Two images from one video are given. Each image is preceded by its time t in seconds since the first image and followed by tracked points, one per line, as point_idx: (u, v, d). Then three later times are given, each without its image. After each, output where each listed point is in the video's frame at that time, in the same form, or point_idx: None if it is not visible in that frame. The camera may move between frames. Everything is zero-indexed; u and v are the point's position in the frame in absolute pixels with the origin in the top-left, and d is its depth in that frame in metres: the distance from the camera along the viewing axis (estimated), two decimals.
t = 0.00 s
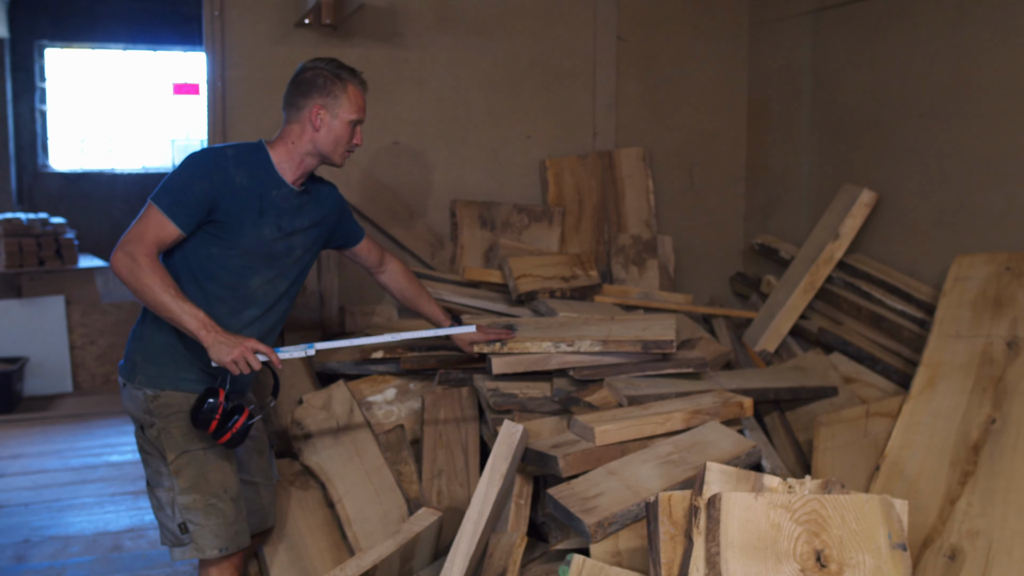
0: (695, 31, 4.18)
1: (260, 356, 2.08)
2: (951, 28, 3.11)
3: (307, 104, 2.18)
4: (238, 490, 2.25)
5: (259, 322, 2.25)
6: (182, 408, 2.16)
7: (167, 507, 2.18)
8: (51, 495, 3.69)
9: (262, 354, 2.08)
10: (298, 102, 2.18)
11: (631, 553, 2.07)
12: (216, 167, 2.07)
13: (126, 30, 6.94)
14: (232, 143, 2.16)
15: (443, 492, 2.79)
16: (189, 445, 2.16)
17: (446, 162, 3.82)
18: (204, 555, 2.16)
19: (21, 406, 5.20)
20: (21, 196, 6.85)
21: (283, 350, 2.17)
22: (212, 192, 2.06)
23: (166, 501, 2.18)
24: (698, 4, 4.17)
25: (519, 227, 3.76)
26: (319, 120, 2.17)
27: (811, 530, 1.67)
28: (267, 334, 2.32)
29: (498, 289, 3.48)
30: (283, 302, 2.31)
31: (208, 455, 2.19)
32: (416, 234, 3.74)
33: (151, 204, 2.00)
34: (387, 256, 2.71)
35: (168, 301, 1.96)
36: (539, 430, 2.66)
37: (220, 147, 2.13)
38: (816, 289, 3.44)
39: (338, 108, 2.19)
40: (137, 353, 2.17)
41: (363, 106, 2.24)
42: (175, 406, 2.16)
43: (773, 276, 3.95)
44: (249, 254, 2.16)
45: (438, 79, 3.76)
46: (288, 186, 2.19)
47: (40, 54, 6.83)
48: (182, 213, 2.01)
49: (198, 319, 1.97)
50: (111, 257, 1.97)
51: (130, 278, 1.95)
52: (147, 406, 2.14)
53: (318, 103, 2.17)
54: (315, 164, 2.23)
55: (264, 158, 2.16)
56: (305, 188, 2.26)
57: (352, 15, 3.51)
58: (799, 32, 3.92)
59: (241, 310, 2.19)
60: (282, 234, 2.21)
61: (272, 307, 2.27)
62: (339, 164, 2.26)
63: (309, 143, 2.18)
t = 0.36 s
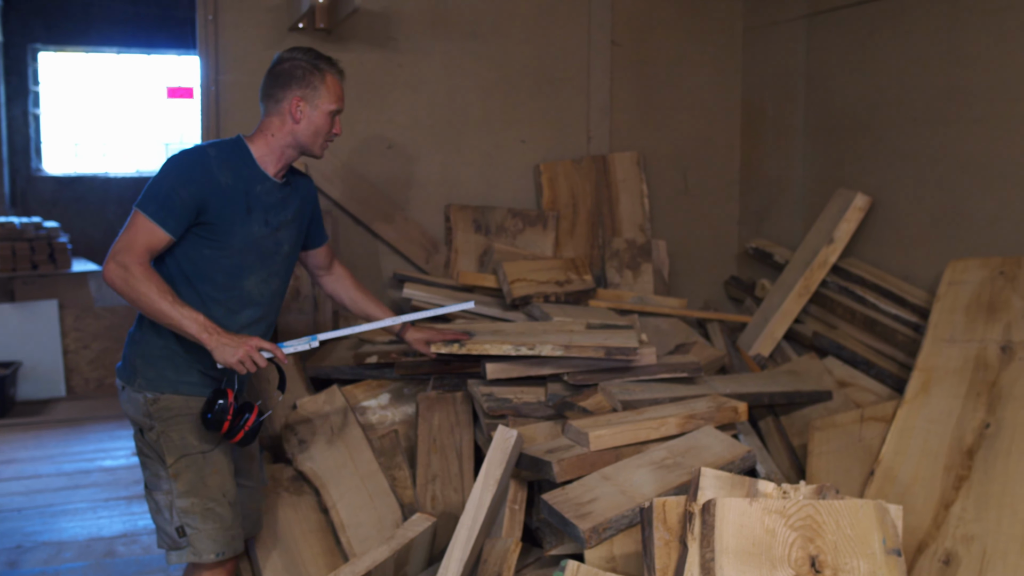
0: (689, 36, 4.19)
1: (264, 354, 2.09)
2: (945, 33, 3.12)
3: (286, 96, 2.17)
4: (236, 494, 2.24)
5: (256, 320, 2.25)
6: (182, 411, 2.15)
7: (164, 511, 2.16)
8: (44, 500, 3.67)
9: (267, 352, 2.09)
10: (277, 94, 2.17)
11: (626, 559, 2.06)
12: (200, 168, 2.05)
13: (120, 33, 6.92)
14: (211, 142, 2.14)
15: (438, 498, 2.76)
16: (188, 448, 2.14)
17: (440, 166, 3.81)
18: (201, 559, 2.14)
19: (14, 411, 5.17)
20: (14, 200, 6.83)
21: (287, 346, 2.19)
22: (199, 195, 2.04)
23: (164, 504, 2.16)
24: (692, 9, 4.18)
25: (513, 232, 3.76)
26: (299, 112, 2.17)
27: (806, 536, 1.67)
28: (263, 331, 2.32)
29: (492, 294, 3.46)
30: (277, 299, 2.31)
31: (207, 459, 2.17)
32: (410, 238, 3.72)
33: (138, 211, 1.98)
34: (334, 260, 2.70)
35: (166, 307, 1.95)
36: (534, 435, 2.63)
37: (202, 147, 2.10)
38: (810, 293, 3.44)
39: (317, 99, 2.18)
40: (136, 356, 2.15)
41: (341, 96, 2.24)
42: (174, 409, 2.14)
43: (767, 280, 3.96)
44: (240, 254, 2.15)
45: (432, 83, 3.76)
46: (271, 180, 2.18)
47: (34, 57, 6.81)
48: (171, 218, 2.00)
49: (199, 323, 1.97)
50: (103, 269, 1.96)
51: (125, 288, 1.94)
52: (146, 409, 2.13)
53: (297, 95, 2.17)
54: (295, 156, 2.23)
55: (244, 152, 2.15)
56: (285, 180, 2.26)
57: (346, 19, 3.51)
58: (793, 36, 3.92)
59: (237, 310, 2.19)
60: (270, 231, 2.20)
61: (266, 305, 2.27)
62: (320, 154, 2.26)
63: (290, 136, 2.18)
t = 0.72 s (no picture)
0: (684, 39, 4.19)
1: (269, 350, 2.08)
2: (938, 37, 3.13)
3: (268, 91, 2.16)
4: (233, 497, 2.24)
5: (250, 317, 2.25)
6: (181, 414, 2.13)
7: (162, 514, 2.16)
8: (37, 504, 3.64)
9: (271, 348, 2.09)
10: (259, 89, 2.17)
11: (621, 562, 2.05)
12: (190, 168, 2.04)
13: (114, 36, 6.90)
14: (196, 140, 2.12)
15: (433, 501, 2.74)
16: (186, 452, 2.14)
17: (435, 169, 3.81)
18: (200, 562, 2.14)
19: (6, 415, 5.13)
20: (7, 203, 6.80)
21: (291, 338, 2.15)
22: (191, 195, 2.03)
23: (162, 508, 2.15)
24: (687, 12, 4.18)
25: (508, 235, 3.76)
26: (283, 106, 2.17)
27: (802, 539, 1.66)
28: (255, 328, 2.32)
29: (487, 297, 3.46)
30: (269, 295, 2.31)
31: (206, 463, 2.16)
32: (405, 240, 3.70)
33: (130, 215, 1.96)
34: (304, 267, 2.71)
35: (167, 309, 1.94)
36: (529, 439, 2.62)
37: (189, 147, 2.08)
38: (805, 296, 3.44)
39: (300, 93, 2.19)
40: (134, 358, 2.12)
41: (322, 90, 2.25)
42: (174, 413, 2.13)
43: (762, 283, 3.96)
44: (234, 251, 2.14)
45: (426, 86, 3.75)
46: (258, 177, 2.18)
47: (27, 60, 6.80)
48: (164, 220, 1.98)
49: (202, 324, 1.96)
50: (99, 275, 1.93)
51: (122, 293, 1.92)
52: (145, 413, 2.11)
53: (280, 89, 2.17)
54: (278, 150, 2.23)
55: (229, 149, 2.14)
56: (268, 175, 2.26)
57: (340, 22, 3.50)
58: (787, 40, 3.93)
59: (233, 310, 2.19)
60: (260, 227, 2.20)
61: (258, 302, 2.27)
62: (302, 149, 2.26)
63: (274, 130, 2.18)
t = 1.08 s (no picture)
0: (680, 41, 4.20)
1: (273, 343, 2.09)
2: (934, 39, 3.14)
3: (245, 84, 2.15)
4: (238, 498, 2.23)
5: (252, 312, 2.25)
6: (186, 414, 2.13)
7: (167, 515, 2.14)
8: (32, 507, 3.63)
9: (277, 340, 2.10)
10: (237, 83, 2.16)
11: (619, 564, 2.05)
12: (178, 169, 2.02)
13: (110, 38, 6.89)
14: (181, 141, 2.10)
15: (429, 503, 2.75)
16: (191, 452, 2.13)
17: (431, 171, 3.80)
18: (205, 563, 2.13)
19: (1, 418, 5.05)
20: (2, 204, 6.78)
21: (296, 329, 2.19)
22: (182, 196, 2.02)
23: (167, 509, 2.14)
24: (683, 14, 4.19)
25: (505, 236, 3.75)
26: (259, 99, 2.15)
27: (800, 540, 1.66)
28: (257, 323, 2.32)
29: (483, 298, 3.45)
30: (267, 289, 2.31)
31: (211, 463, 2.16)
32: (401, 242, 3.69)
33: (124, 222, 1.95)
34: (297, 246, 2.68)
35: (170, 312, 1.93)
36: (526, 440, 2.65)
37: (175, 148, 2.07)
38: (802, 298, 3.44)
39: (277, 85, 2.16)
40: (138, 359, 2.12)
41: (303, 80, 2.22)
42: (179, 413, 2.13)
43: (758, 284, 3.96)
44: (230, 249, 2.14)
45: (422, 88, 3.75)
46: (244, 171, 2.17)
47: (23, 62, 6.78)
48: (158, 223, 1.97)
49: (206, 323, 1.96)
50: (98, 285, 1.92)
51: (124, 300, 1.91)
52: (150, 413, 2.10)
53: (256, 82, 2.15)
54: (262, 144, 2.21)
55: (213, 145, 2.13)
56: (256, 169, 2.25)
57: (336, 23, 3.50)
58: (783, 41, 3.93)
59: (234, 307, 2.18)
60: (254, 222, 2.19)
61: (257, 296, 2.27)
62: (286, 141, 2.24)
63: (254, 124, 2.16)
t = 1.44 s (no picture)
0: (677, 41, 4.20)
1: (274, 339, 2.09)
2: (929, 40, 3.15)
3: (235, 81, 2.14)
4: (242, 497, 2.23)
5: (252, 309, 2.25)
6: (192, 414, 2.13)
7: (172, 514, 2.13)
8: (27, 508, 3.61)
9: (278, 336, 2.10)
10: (227, 80, 2.15)
11: (615, 564, 2.05)
12: (172, 171, 2.02)
13: (106, 38, 6.87)
14: (175, 141, 2.09)
15: (425, 504, 2.74)
16: (197, 451, 2.13)
17: (426, 171, 3.79)
18: (210, 562, 2.13)
19: None
20: None
21: (296, 326, 2.19)
22: (177, 197, 2.01)
23: (172, 508, 2.13)
24: (679, 15, 4.19)
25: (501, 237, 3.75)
26: (249, 95, 2.14)
27: (795, 540, 1.66)
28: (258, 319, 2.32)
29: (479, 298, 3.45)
30: (267, 284, 2.31)
31: (216, 462, 2.16)
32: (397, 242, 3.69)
33: (119, 226, 1.94)
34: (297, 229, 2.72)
35: (169, 313, 1.94)
36: (522, 440, 2.65)
37: (168, 149, 2.06)
38: (798, 298, 3.44)
39: (267, 81, 2.16)
40: (143, 359, 2.11)
41: (293, 76, 2.21)
42: (184, 412, 2.12)
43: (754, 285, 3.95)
44: (228, 247, 2.13)
45: (418, 88, 3.75)
46: (239, 168, 2.16)
47: (18, 62, 6.76)
48: (154, 226, 1.97)
49: (205, 323, 1.96)
50: (96, 290, 1.93)
51: (122, 304, 1.91)
52: (155, 412, 2.10)
53: (246, 79, 2.14)
54: (254, 140, 2.21)
55: (205, 144, 2.13)
56: (249, 165, 2.25)
57: (332, 23, 3.49)
58: (779, 42, 3.94)
59: (235, 303, 2.18)
60: (251, 218, 2.19)
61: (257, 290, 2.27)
62: (277, 137, 2.24)
63: (245, 121, 2.16)
